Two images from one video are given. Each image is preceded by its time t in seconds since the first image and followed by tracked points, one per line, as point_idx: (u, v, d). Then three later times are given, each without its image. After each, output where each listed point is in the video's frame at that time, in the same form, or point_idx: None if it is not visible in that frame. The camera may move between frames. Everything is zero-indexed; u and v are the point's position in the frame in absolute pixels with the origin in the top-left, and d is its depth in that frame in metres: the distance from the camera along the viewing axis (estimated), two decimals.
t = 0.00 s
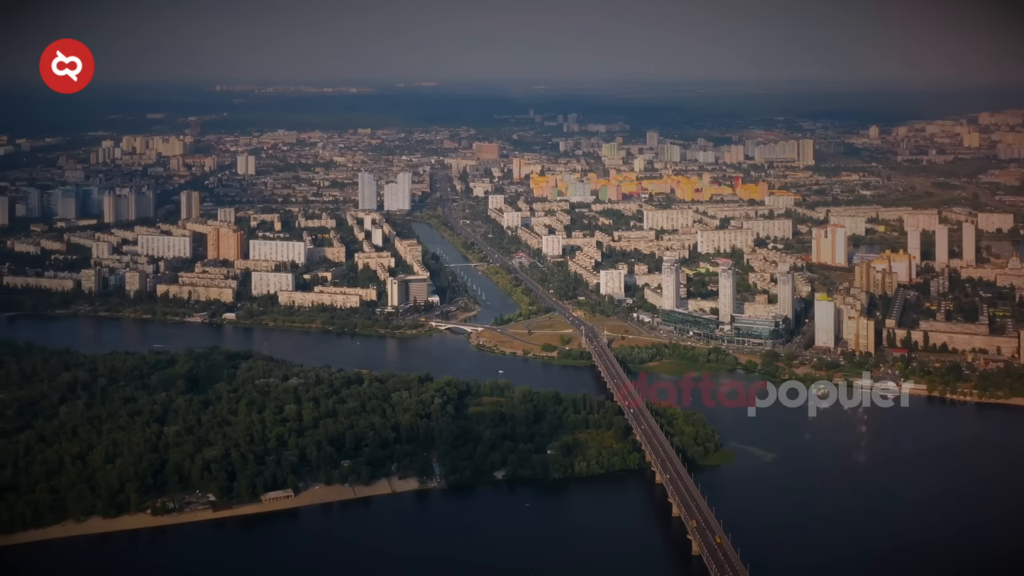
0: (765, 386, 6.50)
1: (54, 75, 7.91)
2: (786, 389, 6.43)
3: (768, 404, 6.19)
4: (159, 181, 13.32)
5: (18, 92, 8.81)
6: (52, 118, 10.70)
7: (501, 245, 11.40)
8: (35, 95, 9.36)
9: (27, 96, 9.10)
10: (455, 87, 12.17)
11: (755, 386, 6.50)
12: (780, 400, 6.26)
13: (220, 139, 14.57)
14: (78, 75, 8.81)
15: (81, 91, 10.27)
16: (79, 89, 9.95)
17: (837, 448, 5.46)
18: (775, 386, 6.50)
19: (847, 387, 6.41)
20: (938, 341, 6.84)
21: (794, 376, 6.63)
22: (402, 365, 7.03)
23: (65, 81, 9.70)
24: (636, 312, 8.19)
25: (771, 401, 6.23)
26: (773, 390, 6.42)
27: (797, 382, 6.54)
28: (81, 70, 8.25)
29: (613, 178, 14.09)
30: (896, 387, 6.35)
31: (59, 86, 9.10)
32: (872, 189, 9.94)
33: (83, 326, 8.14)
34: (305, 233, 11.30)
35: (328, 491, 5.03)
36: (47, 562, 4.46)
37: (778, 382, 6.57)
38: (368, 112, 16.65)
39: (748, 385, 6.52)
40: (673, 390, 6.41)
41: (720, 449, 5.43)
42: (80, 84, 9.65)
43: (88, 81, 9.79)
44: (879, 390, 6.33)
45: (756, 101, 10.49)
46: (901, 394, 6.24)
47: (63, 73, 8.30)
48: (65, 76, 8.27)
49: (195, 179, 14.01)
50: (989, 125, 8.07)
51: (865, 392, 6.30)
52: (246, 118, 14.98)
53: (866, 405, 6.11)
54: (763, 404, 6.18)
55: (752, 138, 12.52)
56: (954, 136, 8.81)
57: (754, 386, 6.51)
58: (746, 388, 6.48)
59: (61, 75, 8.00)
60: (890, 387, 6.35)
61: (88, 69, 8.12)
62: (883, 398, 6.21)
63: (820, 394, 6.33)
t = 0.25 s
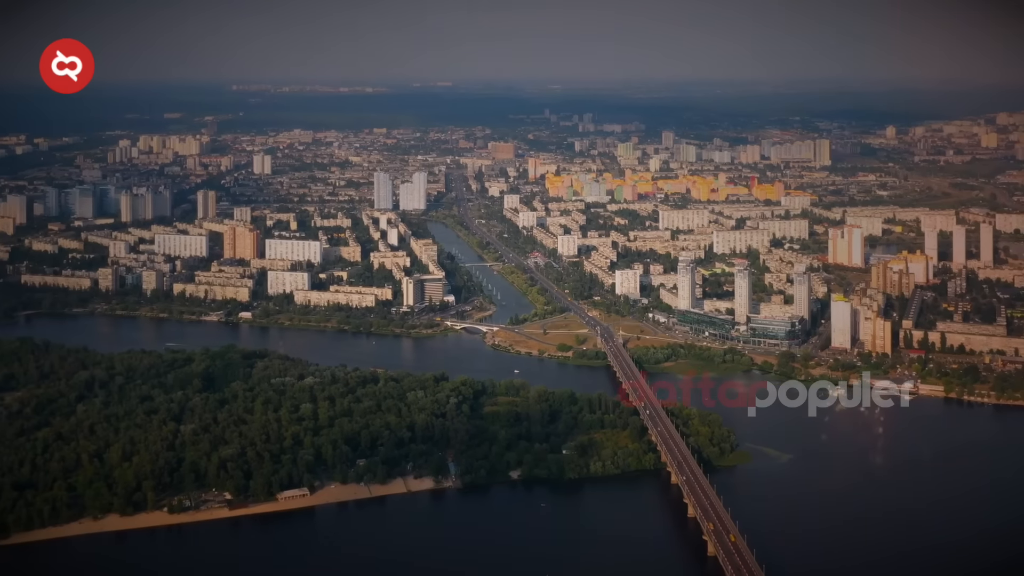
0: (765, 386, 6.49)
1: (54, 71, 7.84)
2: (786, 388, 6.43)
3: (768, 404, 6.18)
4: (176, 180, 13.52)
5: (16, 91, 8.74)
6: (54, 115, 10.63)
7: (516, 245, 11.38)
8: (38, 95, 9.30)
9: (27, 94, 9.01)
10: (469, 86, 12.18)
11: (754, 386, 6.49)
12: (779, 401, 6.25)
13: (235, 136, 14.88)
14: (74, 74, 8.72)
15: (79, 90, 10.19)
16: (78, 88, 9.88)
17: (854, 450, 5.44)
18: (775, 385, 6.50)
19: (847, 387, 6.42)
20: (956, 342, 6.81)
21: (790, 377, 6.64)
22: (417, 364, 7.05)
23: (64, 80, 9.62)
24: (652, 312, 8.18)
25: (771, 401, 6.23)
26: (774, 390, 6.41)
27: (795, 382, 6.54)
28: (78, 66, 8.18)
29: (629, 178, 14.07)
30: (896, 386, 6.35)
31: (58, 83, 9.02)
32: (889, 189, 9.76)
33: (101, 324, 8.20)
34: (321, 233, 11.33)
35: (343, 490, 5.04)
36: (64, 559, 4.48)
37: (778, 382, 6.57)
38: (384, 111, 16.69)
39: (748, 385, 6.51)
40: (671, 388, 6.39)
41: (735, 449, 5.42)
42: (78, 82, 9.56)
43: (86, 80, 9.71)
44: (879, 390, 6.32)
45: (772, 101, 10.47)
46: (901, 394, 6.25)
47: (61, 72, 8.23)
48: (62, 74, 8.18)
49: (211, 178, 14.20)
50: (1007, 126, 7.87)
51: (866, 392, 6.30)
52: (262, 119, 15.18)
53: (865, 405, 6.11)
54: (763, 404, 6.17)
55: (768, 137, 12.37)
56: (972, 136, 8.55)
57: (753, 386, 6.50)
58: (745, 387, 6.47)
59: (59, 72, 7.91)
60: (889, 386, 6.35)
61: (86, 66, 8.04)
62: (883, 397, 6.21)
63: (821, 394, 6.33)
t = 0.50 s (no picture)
0: (764, 386, 6.51)
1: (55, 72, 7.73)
2: (786, 389, 6.43)
3: (768, 404, 6.19)
4: (194, 179, 13.72)
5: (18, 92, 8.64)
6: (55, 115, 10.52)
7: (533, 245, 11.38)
8: (39, 94, 9.19)
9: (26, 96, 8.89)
10: (486, 86, 12.19)
11: (755, 387, 6.50)
12: (779, 401, 6.25)
13: (252, 135, 15.23)
14: (75, 77, 8.62)
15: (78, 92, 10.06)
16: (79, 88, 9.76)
17: (873, 452, 5.42)
18: (774, 385, 6.51)
19: (847, 387, 6.42)
20: (975, 343, 6.76)
21: (790, 377, 6.66)
22: (436, 364, 7.06)
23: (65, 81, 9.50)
24: (669, 312, 8.16)
25: (771, 401, 6.23)
26: (773, 390, 6.42)
27: (794, 382, 6.54)
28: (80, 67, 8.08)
29: (647, 178, 14.05)
30: (896, 386, 6.35)
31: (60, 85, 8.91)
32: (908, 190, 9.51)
33: (120, 322, 8.25)
34: (339, 232, 11.35)
35: (361, 489, 5.05)
36: (85, 555, 4.50)
37: (778, 382, 6.58)
38: (402, 111, 16.72)
39: (748, 385, 6.52)
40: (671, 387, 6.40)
41: (753, 450, 5.40)
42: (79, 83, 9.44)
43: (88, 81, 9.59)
44: (879, 389, 6.31)
45: (790, 101, 10.44)
46: (901, 394, 6.24)
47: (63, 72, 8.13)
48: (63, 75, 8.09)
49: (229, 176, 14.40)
50: None
51: (866, 392, 6.30)
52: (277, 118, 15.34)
53: (866, 405, 6.12)
54: (763, 405, 6.17)
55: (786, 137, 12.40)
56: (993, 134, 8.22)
57: (752, 386, 6.51)
58: (745, 388, 6.48)
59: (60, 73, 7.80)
60: (889, 386, 6.34)
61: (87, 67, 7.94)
62: (883, 397, 6.21)
63: (821, 394, 6.34)
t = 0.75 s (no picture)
0: (764, 386, 6.50)
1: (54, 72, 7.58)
2: (786, 388, 6.43)
3: (767, 404, 6.17)
4: (210, 178, 13.83)
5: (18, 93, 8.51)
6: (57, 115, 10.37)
7: (548, 244, 11.37)
8: (39, 95, 9.05)
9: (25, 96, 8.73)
10: (501, 85, 12.19)
11: (755, 386, 6.49)
12: (779, 401, 6.23)
13: (268, 135, 15.39)
14: (75, 76, 8.48)
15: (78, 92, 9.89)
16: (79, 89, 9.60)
17: (890, 452, 5.40)
18: (774, 385, 6.51)
19: (847, 387, 6.43)
20: (993, 344, 6.73)
21: (789, 377, 6.66)
22: (451, 363, 7.07)
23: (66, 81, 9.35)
24: (685, 312, 8.15)
25: (771, 401, 6.22)
26: (773, 390, 6.41)
27: (795, 381, 6.54)
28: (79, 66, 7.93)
29: (662, 177, 14.02)
30: (895, 386, 6.36)
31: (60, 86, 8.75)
32: (925, 190, 9.47)
33: (136, 321, 8.27)
34: (354, 231, 11.37)
35: (376, 488, 5.05)
36: (103, 553, 4.51)
37: (778, 382, 6.58)
38: (417, 110, 16.74)
39: (748, 385, 6.51)
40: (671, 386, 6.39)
41: (769, 451, 5.39)
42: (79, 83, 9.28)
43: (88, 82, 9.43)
44: (878, 390, 6.31)
45: (806, 101, 10.39)
46: (901, 394, 6.25)
47: (63, 72, 7.99)
48: (63, 75, 7.94)
49: (245, 175, 14.51)
50: None
51: (865, 392, 6.31)
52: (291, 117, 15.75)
53: (866, 405, 6.13)
54: (763, 405, 6.16)
55: (802, 138, 12.40)
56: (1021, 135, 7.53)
57: (752, 386, 6.50)
58: (745, 388, 6.47)
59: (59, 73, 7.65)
60: (889, 386, 6.35)
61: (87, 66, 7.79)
62: (883, 397, 6.21)
63: (821, 394, 6.33)
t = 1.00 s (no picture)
0: (764, 386, 6.49)
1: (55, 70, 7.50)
2: (786, 389, 6.42)
3: (768, 404, 6.16)
4: (228, 178, 13.93)
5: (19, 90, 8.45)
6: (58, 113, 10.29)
7: (565, 244, 11.37)
8: (39, 93, 8.97)
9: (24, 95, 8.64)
10: (517, 85, 12.19)
11: (754, 386, 6.47)
12: (779, 401, 6.22)
13: (285, 135, 15.55)
14: (77, 74, 8.41)
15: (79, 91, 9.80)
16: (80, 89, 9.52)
17: (908, 453, 5.39)
18: (774, 385, 6.51)
19: (847, 387, 6.44)
20: (1011, 346, 6.68)
21: (789, 377, 6.66)
22: (468, 362, 7.08)
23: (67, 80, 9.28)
24: (701, 313, 8.14)
25: (772, 401, 6.20)
26: (773, 390, 6.40)
27: (796, 382, 6.55)
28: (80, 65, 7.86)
29: (678, 177, 14.00)
30: (895, 387, 6.37)
31: (61, 85, 8.67)
32: (944, 191, 9.35)
33: (154, 320, 8.32)
34: (371, 231, 11.39)
35: (393, 487, 5.06)
36: (121, 551, 4.53)
37: (777, 382, 6.58)
38: (433, 110, 16.75)
39: (747, 385, 6.49)
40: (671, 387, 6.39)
41: (786, 452, 5.37)
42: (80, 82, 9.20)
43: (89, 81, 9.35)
44: (877, 391, 6.32)
45: (823, 101, 10.36)
46: (901, 395, 6.26)
47: (64, 71, 7.92)
48: (64, 74, 7.87)
49: (262, 175, 14.60)
50: None
51: (865, 392, 6.32)
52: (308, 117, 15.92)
53: (867, 405, 6.13)
54: (763, 404, 6.14)
55: (820, 138, 12.33)
56: None
57: (752, 386, 6.48)
58: (746, 387, 6.44)
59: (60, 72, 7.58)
60: (889, 386, 6.37)
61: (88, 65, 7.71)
62: (882, 398, 6.22)
63: (821, 394, 6.35)
